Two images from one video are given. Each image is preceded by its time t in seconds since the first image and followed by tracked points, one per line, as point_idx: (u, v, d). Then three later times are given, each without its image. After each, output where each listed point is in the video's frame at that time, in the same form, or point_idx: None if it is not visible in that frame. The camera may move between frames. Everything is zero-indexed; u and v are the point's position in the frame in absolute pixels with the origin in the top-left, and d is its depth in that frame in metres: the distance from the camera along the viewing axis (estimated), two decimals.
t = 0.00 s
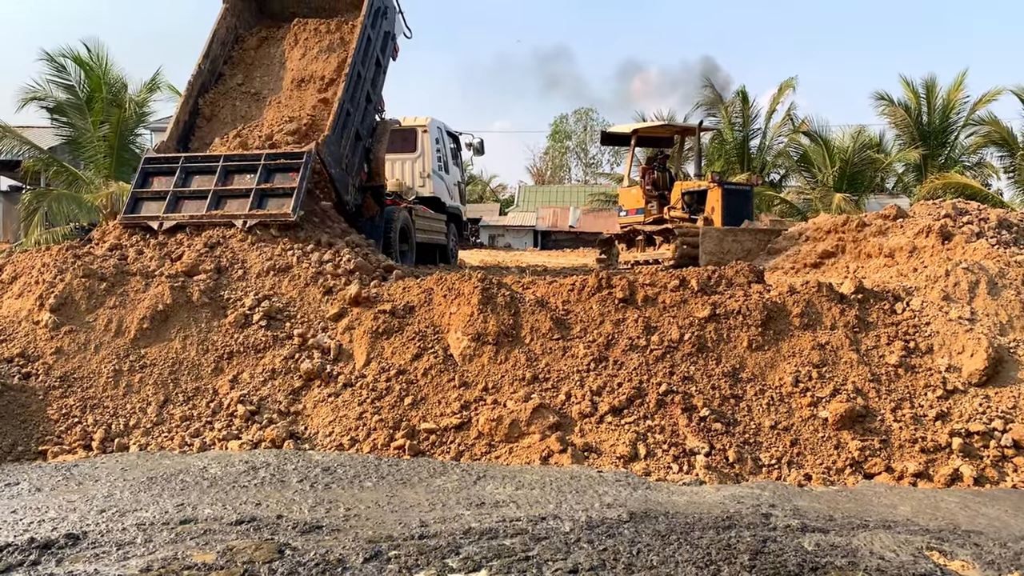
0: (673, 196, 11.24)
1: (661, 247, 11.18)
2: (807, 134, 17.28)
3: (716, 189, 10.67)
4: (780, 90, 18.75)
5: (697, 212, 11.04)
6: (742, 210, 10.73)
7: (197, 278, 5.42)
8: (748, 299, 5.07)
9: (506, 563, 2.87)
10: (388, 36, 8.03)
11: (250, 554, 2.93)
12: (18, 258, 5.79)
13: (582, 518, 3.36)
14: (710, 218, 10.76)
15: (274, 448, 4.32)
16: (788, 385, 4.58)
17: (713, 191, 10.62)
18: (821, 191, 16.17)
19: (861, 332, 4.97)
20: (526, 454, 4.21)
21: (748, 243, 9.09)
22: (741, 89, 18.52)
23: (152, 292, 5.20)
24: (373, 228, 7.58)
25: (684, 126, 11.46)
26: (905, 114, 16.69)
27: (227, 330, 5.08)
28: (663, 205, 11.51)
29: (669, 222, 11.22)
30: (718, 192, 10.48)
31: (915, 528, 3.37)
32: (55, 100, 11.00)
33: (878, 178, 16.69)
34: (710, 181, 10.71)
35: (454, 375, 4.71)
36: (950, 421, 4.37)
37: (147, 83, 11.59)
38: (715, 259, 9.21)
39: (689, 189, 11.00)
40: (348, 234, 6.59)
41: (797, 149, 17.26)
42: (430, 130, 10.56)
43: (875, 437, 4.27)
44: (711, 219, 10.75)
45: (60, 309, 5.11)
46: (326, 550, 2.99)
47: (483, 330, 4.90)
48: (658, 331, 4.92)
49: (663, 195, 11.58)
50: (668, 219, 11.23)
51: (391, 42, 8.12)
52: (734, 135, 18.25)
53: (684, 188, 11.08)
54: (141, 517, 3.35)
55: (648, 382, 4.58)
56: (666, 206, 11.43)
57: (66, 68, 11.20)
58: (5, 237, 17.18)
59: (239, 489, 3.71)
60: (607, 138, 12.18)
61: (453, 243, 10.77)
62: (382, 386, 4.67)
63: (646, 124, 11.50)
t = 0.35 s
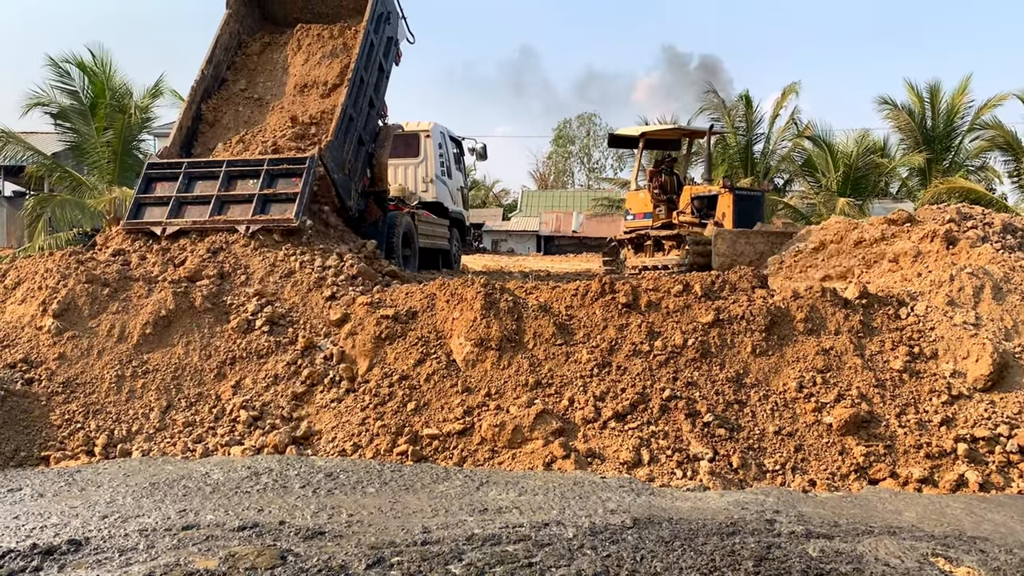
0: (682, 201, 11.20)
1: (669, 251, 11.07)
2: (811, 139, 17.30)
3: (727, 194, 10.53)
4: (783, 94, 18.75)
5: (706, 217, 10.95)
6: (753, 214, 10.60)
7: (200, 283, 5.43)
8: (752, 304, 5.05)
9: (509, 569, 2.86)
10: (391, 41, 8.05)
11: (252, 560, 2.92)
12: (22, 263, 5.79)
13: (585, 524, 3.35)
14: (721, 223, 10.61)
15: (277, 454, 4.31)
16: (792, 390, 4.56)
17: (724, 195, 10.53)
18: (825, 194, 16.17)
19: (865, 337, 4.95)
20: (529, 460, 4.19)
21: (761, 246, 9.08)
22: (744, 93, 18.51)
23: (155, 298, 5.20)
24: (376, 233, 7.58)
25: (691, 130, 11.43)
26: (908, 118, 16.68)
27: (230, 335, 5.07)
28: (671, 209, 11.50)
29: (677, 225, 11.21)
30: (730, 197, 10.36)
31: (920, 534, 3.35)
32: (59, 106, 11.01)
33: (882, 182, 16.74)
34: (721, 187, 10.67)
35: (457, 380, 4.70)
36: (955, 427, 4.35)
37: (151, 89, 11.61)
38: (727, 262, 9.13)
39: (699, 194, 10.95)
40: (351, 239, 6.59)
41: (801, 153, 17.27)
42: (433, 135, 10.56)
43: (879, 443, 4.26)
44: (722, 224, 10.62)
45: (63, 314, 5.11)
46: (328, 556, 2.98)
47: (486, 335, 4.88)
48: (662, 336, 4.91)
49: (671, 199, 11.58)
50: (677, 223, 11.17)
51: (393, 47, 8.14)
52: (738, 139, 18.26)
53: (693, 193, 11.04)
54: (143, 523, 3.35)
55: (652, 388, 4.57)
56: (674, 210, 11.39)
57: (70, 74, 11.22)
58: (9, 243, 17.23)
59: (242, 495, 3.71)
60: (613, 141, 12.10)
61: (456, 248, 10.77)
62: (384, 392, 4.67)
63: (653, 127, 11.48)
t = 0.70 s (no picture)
0: (689, 200, 11.07)
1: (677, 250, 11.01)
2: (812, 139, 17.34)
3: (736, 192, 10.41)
4: (783, 94, 18.75)
5: (714, 215, 10.84)
6: (761, 213, 10.49)
7: (201, 282, 5.43)
8: (752, 304, 5.06)
9: (510, 568, 2.86)
10: (393, 40, 8.05)
11: (253, 558, 2.93)
12: (23, 261, 5.80)
13: (586, 523, 3.35)
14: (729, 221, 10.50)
15: (277, 453, 4.31)
16: (793, 390, 4.57)
17: (732, 194, 10.41)
18: (826, 194, 16.22)
19: (866, 337, 4.95)
20: (530, 459, 4.20)
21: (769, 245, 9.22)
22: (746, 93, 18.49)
23: (156, 296, 5.20)
24: (378, 232, 7.59)
25: (697, 129, 11.37)
26: (909, 118, 16.69)
27: (231, 334, 5.08)
28: (678, 208, 11.43)
29: (685, 226, 11.14)
30: (739, 196, 10.26)
31: (921, 534, 3.35)
32: (61, 105, 11.03)
33: (883, 182, 16.62)
34: (731, 185, 10.56)
35: (458, 379, 4.71)
36: (956, 427, 4.35)
37: (152, 87, 11.63)
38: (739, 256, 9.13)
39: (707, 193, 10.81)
40: (353, 238, 6.60)
41: (802, 154, 17.25)
42: (434, 134, 10.56)
43: (880, 443, 4.26)
44: (730, 222, 10.52)
45: (64, 312, 5.11)
46: (329, 554, 2.98)
47: (487, 334, 4.89)
48: (662, 336, 4.91)
49: (678, 198, 11.50)
50: (684, 222, 11.12)
51: (395, 46, 8.14)
52: (739, 138, 18.03)
53: (701, 192, 10.92)
54: (144, 521, 3.35)
55: (652, 387, 4.57)
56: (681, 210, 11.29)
57: (72, 72, 11.24)
58: (9, 241, 17.25)
59: (243, 493, 3.71)
60: (619, 138, 12.06)
61: (457, 247, 10.77)
62: (385, 391, 4.67)
63: (659, 125, 11.45)
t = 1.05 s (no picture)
0: (693, 193, 11.16)
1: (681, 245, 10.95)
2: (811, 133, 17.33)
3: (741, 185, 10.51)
4: (782, 87, 18.71)
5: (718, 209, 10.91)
6: (767, 205, 10.60)
7: (198, 277, 5.42)
8: (751, 298, 5.06)
9: (508, 563, 2.86)
10: (390, 34, 8.03)
11: (251, 554, 2.92)
12: (20, 257, 5.78)
13: (584, 518, 3.35)
14: (735, 214, 10.59)
15: (275, 448, 4.30)
16: (791, 384, 4.56)
17: (737, 187, 10.52)
18: (825, 189, 16.26)
19: (864, 332, 4.95)
20: (528, 454, 4.19)
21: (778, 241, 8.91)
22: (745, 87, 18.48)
23: (154, 292, 5.19)
24: (375, 227, 7.57)
25: (701, 121, 11.32)
26: (907, 112, 16.68)
27: (228, 330, 5.07)
28: (681, 203, 11.37)
29: (689, 220, 11.10)
30: (744, 189, 10.37)
31: (919, 528, 3.35)
32: (57, 100, 10.98)
33: (881, 177, 16.72)
34: (735, 178, 10.66)
35: (456, 374, 4.70)
36: (954, 421, 4.35)
37: (149, 82, 11.60)
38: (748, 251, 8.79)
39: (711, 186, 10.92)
40: (350, 233, 6.59)
41: (801, 148, 17.27)
42: (432, 128, 10.54)
43: (878, 437, 4.25)
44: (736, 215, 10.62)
45: (61, 308, 5.10)
46: (327, 550, 2.97)
47: (485, 329, 4.88)
48: (660, 331, 4.91)
49: (682, 192, 11.46)
50: (688, 216, 11.10)
51: (393, 41, 8.12)
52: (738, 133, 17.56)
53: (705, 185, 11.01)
54: (142, 517, 3.34)
55: (650, 382, 4.56)
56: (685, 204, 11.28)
57: (69, 67, 11.20)
58: (7, 236, 17.24)
59: (241, 489, 3.70)
60: (621, 132, 12.02)
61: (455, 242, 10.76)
62: (383, 386, 4.66)
63: (662, 119, 11.42)
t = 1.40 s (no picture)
0: (696, 183, 11.11)
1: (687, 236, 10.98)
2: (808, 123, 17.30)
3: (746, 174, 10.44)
4: (777, 76, 18.67)
5: (722, 198, 10.83)
6: (771, 194, 10.52)
7: (196, 272, 5.40)
8: (749, 288, 5.05)
9: (508, 555, 2.86)
10: (387, 27, 8.00)
11: (251, 548, 2.92)
12: (17, 254, 5.77)
13: (584, 509, 3.35)
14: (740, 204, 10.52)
15: (275, 443, 4.30)
16: (790, 374, 4.56)
17: (742, 175, 10.47)
18: (823, 177, 16.19)
19: (863, 321, 4.94)
20: (528, 446, 4.19)
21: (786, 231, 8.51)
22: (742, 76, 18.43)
23: (151, 287, 5.18)
24: (373, 221, 7.54)
25: (703, 110, 11.30)
26: (905, 101, 16.67)
27: (226, 325, 5.06)
28: (684, 192, 11.37)
29: (692, 209, 11.08)
30: (749, 177, 10.28)
31: (920, 517, 3.35)
32: (53, 96, 10.96)
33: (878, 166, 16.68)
34: (739, 167, 10.57)
35: (455, 367, 4.70)
36: (953, 409, 4.35)
37: (144, 77, 11.58)
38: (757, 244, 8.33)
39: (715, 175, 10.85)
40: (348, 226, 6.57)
41: (799, 137, 17.25)
42: (429, 122, 10.53)
43: (877, 426, 4.25)
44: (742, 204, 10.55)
45: (58, 305, 5.09)
46: (328, 544, 2.97)
47: (484, 322, 4.87)
48: (659, 322, 4.90)
49: (684, 181, 11.45)
50: (691, 206, 11.07)
51: (389, 33, 8.09)
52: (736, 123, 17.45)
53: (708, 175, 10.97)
54: (141, 512, 3.34)
55: (649, 373, 4.56)
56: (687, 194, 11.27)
57: (64, 63, 11.18)
58: (5, 234, 17.23)
59: (241, 484, 3.70)
60: (620, 122, 11.99)
61: (453, 236, 10.73)
62: (382, 379, 4.66)
63: (664, 108, 11.39)
